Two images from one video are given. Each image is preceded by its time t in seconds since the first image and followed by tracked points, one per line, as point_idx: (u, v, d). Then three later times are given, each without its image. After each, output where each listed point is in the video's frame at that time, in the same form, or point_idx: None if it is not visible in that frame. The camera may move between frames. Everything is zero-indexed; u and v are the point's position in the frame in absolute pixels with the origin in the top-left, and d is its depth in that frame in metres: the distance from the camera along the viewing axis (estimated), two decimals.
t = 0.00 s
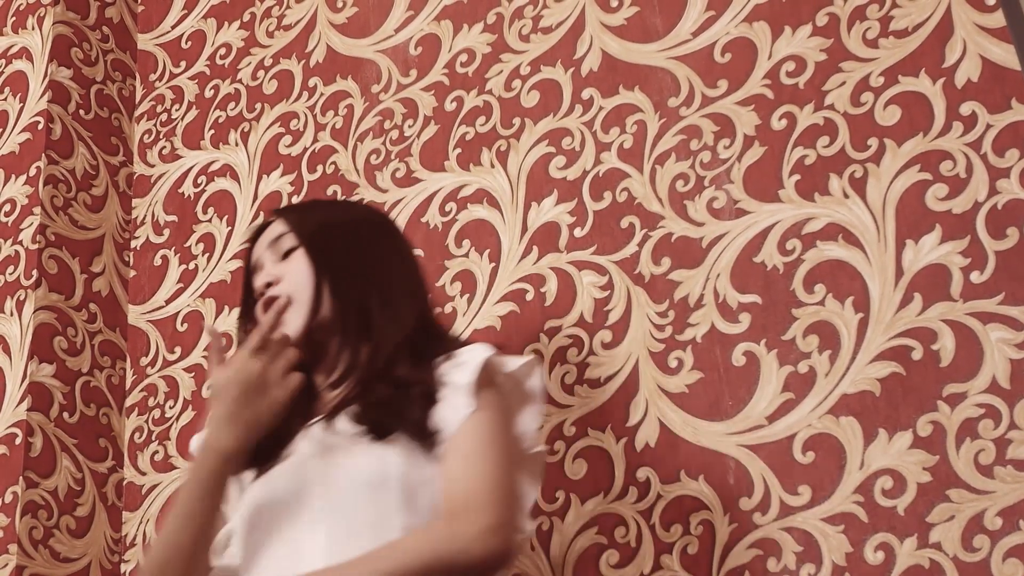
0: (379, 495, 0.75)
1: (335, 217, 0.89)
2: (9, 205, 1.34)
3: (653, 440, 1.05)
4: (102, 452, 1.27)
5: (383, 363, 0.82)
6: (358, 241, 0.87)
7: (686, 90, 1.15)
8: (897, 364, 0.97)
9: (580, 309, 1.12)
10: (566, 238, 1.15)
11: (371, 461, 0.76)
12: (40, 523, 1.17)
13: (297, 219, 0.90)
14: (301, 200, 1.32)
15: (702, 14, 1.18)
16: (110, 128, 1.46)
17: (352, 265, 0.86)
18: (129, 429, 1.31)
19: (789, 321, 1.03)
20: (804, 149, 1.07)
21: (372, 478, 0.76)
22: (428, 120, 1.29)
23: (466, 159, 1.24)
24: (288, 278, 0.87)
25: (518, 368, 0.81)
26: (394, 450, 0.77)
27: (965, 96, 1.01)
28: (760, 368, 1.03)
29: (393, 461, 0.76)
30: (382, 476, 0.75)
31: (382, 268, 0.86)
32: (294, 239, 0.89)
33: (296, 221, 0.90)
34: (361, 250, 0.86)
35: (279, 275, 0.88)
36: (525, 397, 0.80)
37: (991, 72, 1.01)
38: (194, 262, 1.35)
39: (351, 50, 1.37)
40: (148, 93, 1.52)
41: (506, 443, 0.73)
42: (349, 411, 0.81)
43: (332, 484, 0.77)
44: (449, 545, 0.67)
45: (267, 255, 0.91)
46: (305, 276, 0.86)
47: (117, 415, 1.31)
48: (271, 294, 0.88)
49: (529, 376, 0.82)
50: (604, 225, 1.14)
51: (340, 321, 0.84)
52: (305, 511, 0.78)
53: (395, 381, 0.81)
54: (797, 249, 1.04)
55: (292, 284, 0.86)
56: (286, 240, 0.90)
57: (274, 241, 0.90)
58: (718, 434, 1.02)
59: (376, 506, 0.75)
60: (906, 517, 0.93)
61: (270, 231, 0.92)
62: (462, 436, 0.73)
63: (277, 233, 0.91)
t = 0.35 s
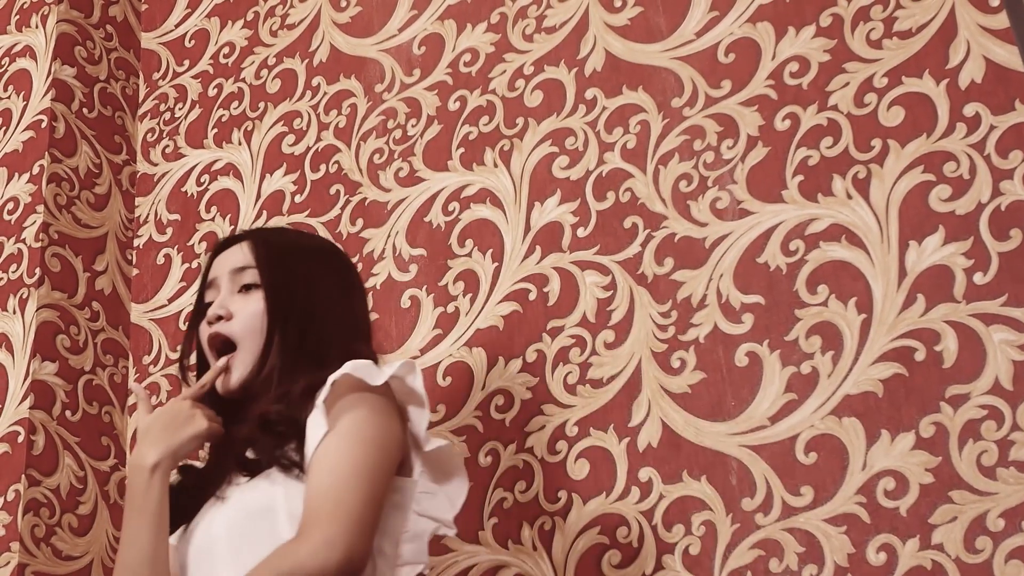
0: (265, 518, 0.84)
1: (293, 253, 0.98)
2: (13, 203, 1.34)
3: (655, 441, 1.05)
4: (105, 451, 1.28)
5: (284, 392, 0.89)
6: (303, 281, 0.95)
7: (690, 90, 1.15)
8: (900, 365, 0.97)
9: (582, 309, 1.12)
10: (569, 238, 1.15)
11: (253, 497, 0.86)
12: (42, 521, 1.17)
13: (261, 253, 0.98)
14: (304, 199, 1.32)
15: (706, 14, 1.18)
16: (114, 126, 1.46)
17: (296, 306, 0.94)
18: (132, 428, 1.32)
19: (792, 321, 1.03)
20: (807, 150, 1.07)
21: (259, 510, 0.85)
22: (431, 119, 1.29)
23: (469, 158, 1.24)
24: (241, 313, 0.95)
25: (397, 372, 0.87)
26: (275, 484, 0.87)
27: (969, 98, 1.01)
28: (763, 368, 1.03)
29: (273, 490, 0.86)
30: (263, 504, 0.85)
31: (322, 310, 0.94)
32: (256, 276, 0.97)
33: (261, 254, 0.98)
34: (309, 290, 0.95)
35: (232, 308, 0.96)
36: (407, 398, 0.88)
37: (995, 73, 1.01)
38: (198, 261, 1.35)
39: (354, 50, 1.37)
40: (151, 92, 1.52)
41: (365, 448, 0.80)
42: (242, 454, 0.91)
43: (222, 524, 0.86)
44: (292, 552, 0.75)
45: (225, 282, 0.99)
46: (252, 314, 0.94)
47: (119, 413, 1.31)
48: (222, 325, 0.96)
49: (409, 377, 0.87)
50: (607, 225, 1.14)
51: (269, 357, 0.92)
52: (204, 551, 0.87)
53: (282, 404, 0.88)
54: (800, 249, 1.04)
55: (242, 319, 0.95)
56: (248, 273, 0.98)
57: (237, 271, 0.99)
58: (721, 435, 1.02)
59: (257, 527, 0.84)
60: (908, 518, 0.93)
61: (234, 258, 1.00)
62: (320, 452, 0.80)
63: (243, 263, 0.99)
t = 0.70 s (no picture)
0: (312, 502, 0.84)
1: (307, 242, 1.01)
2: (17, 199, 1.34)
3: (660, 439, 1.04)
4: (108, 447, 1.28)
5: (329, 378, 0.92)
6: (314, 269, 0.99)
7: (695, 89, 1.15)
8: (905, 365, 0.97)
9: (587, 308, 1.12)
10: (574, 237, 1.15)
11: (299, 475, 0.84)
12: (46, 517, 1.17)
13: (276, 232, 1.00)
14: (308, 196, 1.32)
15: (711, 13, 1.17)
16: (118, 123, 1.45)
17: (317, 296, 0.97)
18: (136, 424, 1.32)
19: (797, 321, 1.02)
20: (813, 149, 1.07)
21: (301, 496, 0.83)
22: (436, 117, 1.29)
23: (474, 156, 1.24)
24: (256, 282, 0.95)
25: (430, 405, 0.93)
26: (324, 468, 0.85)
27: (975, 97, 1.01)
28: (767, 367, 1.02)
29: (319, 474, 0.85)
30: (311, 485, 0.84)
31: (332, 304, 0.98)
32: (270, 250, 0.98)
33: (274, 233, 0.99)
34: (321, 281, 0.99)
35: (247, 275, 0.95)
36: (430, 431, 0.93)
37: (1001, 73, 1.01)
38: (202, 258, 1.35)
39: (359, 47, 1.37)
40: (156, 88, 1.52)
41: (417, 469, 0.86)
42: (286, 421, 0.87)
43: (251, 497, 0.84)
44: (381, 553, 0.79)
45: (232, 251, 0.98)
46: (277, 286, 0.95)
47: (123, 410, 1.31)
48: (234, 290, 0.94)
49: (439, 412, 0.94)
50: (612, 223, 1.14)
51: (290, 333, 0.93)
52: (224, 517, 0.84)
53: (337, 393, 0.90)
54: (805, 248, 1.04)
55: (263, 287, 0.95)
56: (259, 246, 0.98)
57: (247, 240, 0.98)
58: (725, 434, 1.02)
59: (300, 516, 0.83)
60: (913, 518, 0.93)
61: (241, 229, 1.00)
62: (376, 462, 0.85)
63: (252, 234, 0.99)
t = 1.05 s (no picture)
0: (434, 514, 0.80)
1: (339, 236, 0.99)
2: (21, 194, 1.34)
3: (662, 436, 1.05)
4: (112, 443, 1.28)
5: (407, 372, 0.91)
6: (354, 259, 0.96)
7: (698, 86, 1.15)
8: (907, 362, 0.97)
9: (590, 304, 1.12)
10: (577, 233, 1.15)
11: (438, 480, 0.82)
12: (50, 512, 1.17)
13: (316, 223, 0.97)
14: (312, 192, 1.32)
15: (715, 10, 1.18)
16: (123, 119, 1.46)
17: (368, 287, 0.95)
18: (139, 420, 1.32)
19: (799, 318, 1.03)
20: (816, 146, 1.07)
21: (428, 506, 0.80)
22: (440, 113, 1.29)
23: (477, 153, 1.24)
24: (323, 264, 0.92)
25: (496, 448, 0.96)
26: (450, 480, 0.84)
27: (978, 95, 1.01)
28: (770, 364, 1.03)
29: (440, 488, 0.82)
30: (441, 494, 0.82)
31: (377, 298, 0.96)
32: (317, 237, 0.95)
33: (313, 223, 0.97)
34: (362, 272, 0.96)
35: (313, 258, 0.92)
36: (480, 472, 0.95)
37: (1004, 71, 1.01)
38: (206, 255, 1.35)
39: (363, 43, 1.37)
40: (160, 84, 1.52)
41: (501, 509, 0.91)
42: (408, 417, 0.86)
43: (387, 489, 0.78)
44: None
45: (282, 240, 0.93)
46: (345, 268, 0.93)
47: (127, 405, 1.32)
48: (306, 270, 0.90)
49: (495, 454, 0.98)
50: (615, 220, 1.14)
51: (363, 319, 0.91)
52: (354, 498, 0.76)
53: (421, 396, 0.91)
54: (808, 246, 1.04)
55: (333, 270, 0.92)
56: (307, 232, 0.95)
57: (294, 229, 0.94)
58: (728, 430, 1.02)
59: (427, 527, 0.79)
60: (915, 515, 0.93)
61: (282, 219, 0.95)
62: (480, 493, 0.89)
63: (297, 223, 0.95)
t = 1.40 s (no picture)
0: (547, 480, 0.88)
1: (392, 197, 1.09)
2: (24, 189, 1.34)
3: (664, 431, 1.05)
4: (114, 438, 1.28)
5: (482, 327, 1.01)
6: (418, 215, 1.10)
7: (700, 81, 1.15)
8: (909, 357, 0.97)
9: (592, 299, 1.12)
10: (579, 229, 1.15)
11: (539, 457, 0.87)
12: (52, 507, 1.18)
13: (372, 187, 1.07)
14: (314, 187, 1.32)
15: (717, 6, 1.18)
16: (125, 114, 1.46)
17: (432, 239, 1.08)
18: (141, 415, 1.32)
19: (801, 313, 1.03)
20: (818, 142, 1.07)
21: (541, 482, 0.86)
22: (442, 109, 1.29)
23: (480, 148, 1.24)
24: (396, 219, 1.04)
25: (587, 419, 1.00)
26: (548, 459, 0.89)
27: (980, 91, 1.01)
28: (771, 359, 1.03)
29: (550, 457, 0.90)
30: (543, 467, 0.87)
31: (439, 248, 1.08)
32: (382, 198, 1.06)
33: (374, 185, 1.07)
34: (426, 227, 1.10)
35: (384, 216, 1.03)
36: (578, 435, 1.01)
37: (1006, 67, 1.01)
38: (208, 250, 1.36)
39: (366, 39, 1.37)
40: (162, 79, 1.51)
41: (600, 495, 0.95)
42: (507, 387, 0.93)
43: (512, 458, 0.84)
44: None
45: (350, 204, 1.03)
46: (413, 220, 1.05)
47: (129, 400, 1.32)
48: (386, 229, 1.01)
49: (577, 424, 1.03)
50: (617, 216, 1.14)
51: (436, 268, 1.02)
52: (484, 465, 0.82)
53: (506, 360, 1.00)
54: (810, 241, 1.04)
55: (406, 226, 1.04)
56: (373, 197, 1.05)
57: (357, 195, 1.05)
58: (730, 425, 1.02)
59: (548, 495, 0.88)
60: (916, 510, 0.93)
61: (343, 188, 1.05)
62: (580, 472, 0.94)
63: (360, 189, 1.05)
